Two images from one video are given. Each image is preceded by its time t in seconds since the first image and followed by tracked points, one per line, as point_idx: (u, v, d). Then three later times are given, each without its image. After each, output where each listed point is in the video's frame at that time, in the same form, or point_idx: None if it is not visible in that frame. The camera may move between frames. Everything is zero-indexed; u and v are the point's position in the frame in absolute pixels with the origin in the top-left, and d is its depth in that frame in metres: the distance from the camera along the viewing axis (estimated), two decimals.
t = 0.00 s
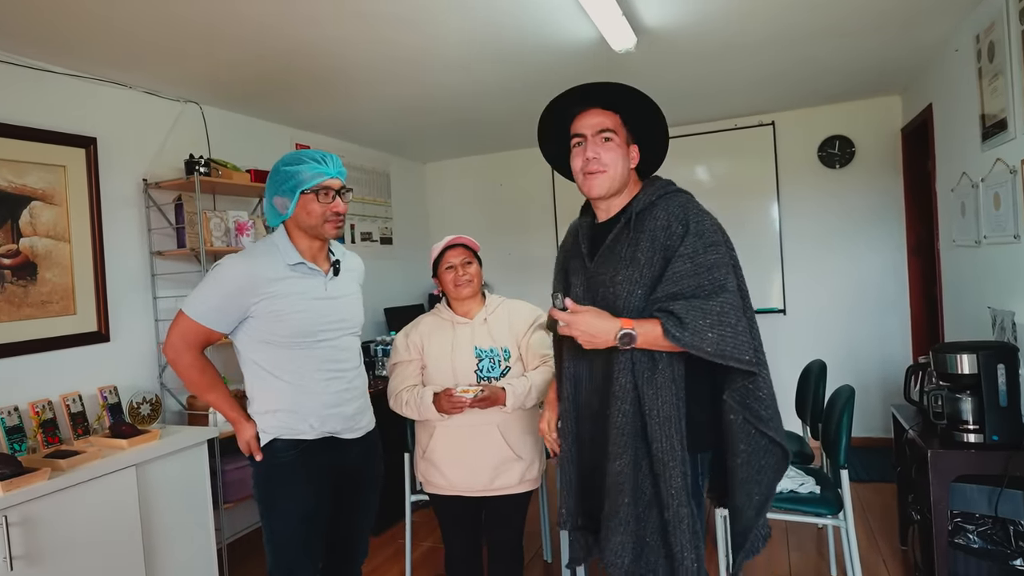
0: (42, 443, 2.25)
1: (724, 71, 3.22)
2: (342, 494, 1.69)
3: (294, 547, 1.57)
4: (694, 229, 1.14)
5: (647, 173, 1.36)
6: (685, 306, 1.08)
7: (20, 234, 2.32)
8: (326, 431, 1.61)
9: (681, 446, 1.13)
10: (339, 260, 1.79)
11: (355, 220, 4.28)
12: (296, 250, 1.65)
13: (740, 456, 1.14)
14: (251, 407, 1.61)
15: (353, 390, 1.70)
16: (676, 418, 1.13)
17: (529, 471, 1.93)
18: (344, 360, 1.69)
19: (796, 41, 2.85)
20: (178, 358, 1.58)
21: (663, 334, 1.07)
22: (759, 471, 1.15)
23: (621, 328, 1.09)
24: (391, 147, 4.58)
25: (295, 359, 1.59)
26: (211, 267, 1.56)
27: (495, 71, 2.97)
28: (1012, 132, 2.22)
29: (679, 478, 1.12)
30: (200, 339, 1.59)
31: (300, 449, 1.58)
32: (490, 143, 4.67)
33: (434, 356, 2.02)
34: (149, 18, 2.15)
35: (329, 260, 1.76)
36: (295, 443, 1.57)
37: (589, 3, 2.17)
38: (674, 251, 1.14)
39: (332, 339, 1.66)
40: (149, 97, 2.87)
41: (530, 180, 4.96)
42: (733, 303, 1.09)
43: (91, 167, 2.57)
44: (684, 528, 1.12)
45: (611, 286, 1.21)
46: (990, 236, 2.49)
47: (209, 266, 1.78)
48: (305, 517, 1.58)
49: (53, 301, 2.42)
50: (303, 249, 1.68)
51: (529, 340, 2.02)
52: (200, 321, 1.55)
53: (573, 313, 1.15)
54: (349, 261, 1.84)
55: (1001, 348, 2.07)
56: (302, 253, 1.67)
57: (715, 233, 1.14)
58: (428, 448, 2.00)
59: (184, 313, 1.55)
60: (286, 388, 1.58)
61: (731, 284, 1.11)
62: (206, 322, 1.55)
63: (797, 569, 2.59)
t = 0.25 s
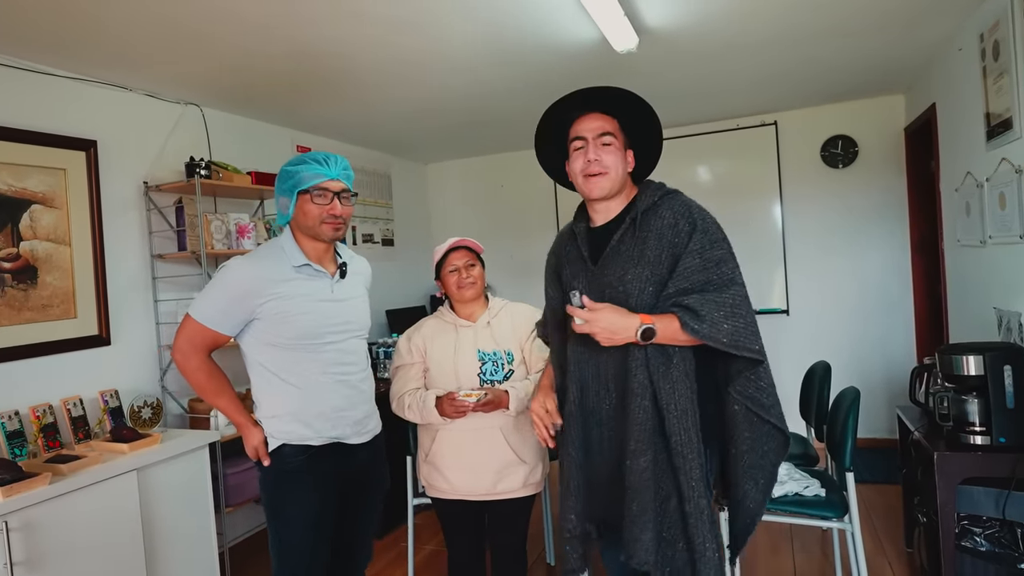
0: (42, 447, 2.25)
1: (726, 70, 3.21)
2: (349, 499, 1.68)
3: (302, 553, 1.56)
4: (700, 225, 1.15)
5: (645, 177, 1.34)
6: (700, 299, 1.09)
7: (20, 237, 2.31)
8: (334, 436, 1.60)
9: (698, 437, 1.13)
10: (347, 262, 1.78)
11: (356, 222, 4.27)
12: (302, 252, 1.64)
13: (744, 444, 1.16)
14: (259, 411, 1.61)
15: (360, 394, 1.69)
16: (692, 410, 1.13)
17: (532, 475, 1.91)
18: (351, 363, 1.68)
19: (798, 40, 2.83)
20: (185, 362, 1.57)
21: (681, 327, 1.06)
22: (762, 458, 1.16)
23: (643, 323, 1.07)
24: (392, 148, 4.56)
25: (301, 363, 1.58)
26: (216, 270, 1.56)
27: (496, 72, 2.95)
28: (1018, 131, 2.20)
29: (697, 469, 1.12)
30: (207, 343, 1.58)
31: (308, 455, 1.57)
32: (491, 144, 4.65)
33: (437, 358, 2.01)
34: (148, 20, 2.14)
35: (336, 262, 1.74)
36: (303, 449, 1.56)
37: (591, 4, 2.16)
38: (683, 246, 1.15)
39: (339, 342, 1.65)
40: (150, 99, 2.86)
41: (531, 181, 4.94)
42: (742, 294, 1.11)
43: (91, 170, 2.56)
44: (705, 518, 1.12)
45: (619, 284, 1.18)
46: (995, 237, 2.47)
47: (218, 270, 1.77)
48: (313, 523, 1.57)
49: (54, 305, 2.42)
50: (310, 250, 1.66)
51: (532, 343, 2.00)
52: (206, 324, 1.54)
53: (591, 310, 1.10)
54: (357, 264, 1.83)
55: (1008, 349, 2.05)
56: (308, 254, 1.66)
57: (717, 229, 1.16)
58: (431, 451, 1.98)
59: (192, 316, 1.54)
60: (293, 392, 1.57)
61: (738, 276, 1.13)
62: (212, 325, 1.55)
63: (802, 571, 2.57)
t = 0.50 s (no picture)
0: (42, 450, 2.24)
1: (728, 71, 3.19)
2: (354, 502, 1.67)
3: (307, 555, 1.55)
4: (708, 221, 1.15)
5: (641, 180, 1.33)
6: (718, 293, 1.09)
7: (20, 239, 2.30)
8: (339, 438, 1.59)
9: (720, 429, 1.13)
10: (352, 263, 1.76)
11: (357, 223, 4.26)
12: (306, 253, 1.63)
13: (745, 435, 1.15)
14: (264, 414, 1.60)
15: (366, 397, 1.67)
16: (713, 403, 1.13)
17: (535, 478, 1.90)
18: (355, 365, 1.66)
19: (801, 41, 2.82)
20: (190, 365, 1.57)
21: (704, 320, 1.07)
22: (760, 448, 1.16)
23: (672, 318, 1.07)
24: (393, 149, 4.56)
25: (305, 365, 1.57)
26: (220, 273, 1.55)
27: (497, 72, 2.94)
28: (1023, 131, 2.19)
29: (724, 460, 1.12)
30: (210, 345, 1.57)
31: (313, 458, 1.56)
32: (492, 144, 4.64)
33: (440, 361, 2.00)
34: (147, 21, 2.13)
35: (341, 263, 1.73)
36: (308, 451, 1.55)
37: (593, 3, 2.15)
38: (694, 243, 1.14)
39: (344, 343, 1.64)
40: (151, 101, 2.85)
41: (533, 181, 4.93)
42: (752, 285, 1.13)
43: (91, 171, 2.55)
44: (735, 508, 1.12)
45: (630, 284, 1.17)
46: (1000, 237, 2.46)
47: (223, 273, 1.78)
48: (318, 525, 1.56)
49: (54, 307, 2.41)
50: (314, 252, 1.65)
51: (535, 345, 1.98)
52: (209, 326, 1.54)
53: (618, 307, 1.08)
54: (362, 265, 1.81)
55: (1014, 351, 2.04)
56: (311, 256, 1.65)
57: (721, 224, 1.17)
58: (433, 454, 1.98)
59: (195, 319, 1.54)
60: (298, 394, 1.56)
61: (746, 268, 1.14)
62: (216, 327, 1.54)
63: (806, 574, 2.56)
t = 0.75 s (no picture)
0: (44, 451, 2.22)
1: (731, 71, 3.19)
2: (357, 503, 1.66)
3: (310, 556, 1.54)
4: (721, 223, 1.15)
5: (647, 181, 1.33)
6: (736, 293, 1.08)
7: (22, 240, 2.30)
8: (343, 440, 1.58)
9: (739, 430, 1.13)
10: (355, 264, 1.75)
11: (359, 224, 4.26)
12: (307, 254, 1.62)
13: (750, 433, 1.15)
14: (268, 415, 1.59)
15: (369, 398, 1.66)
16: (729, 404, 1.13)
17: (538, 479, 1.89)
18: (359, 366, 1.66)
19: (804, 41, 2.81)
20: (194, 367, 1.57)
21: (726, 320, 1.06)
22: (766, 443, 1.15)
23: (700, 317, 1.05)
24: (395, 151, 4.55)
25: (308, 365, 1.57)
26: (224, 273, 1.55)
27: (500, 72, 2.93)
28: None
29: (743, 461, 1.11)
30: (214, 347, 1.57)
31: (316, 458, 1.55)
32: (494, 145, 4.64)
33: (442, 362, 1.99)
34: (149, 21, 2.12)
35: (343, 264, 1.72)
36: (310, 452, 1.54)
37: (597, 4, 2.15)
38: (708, 245, 1.14)
39: (348, 344, 1.63)
40: (153, 102, 2.85)
41: (535, 182, 4.93)
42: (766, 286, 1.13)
43: (93, 172, 2.55)
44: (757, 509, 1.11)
45: (643, 285, 1.16)
46: (1005, 238, 2.44)
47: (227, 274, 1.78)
48: (321, 526, 1.55)
49: (56, 308, 2.40)
50: (315, 253, 1.65)
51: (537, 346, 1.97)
52: (212, 327, 1.53)
53: (648, 304, 1.05)
54: (368, 266, 1.81)
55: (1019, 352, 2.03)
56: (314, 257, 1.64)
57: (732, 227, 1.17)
58: (435, 455, 1.97)
59: (198, 320, 1.54)
60: (301, 395, 1.55)
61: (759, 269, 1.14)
62: (219, 328, 1.54)
63: None
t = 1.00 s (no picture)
0: (48, 452, 2.24)
1: (734, 71, 3.18)
2: (358, 504, 1.66)
3: (310, 557, 1.54)
4: (740, 234, 1.13)
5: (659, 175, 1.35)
6: (750, 309, 1.07)
7: (25, 241, 2.30)
8: (343, 441, 1.58)
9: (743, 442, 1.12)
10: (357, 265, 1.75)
11: (362, 225, 4.26)
12: (307, 254, 1.62)
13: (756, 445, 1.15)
14: (268, 416, 1.59)
15: (369, 399, 1.66)
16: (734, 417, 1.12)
17: (540, 480, 1.89)
18: (359, 367, 1.65)
19: (807, 40, 2.80)
20: (195, 368, 1.57)
21: (737, 336, 1.05)
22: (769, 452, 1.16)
23: (710, 329, 1.04)
24: (397, 151, 4.56)
25: (307, 367, 1.56)
26: (225, 274, 1.55)
27: (502, 73, 2.93)
28: None
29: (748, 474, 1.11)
30: (215, 348, 1.57)
31: (315, 459, 1.55)
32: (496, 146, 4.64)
33: (444, 363, 1.99)
34: (150, 21, 2.12)
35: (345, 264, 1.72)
36: (310, 453, 1.54)
37: (599, 4, 2.15)
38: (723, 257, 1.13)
39: (348, 345, 1.63)
40: (155, 103, 2.86)
41: (537, 183, 4.93)
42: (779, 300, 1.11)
43: (96, 173, 2.55)
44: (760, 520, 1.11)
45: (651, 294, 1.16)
46: (1009, 237, 2.44)
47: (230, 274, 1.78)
48: (321, 527, 1.55)
49: (59, 309, 2.41)
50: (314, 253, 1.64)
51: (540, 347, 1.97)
52: (212, 328, 1.53)
53: (658, 312, 1.04)
54: (371, 267, 1.81)
55: None
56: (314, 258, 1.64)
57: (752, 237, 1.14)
58: (437, 456, 1.96)
59: (199, 321, 1.54)
60: (301, 397, 1.55)
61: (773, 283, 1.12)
62: (219, 329, 1.54)
63: None
